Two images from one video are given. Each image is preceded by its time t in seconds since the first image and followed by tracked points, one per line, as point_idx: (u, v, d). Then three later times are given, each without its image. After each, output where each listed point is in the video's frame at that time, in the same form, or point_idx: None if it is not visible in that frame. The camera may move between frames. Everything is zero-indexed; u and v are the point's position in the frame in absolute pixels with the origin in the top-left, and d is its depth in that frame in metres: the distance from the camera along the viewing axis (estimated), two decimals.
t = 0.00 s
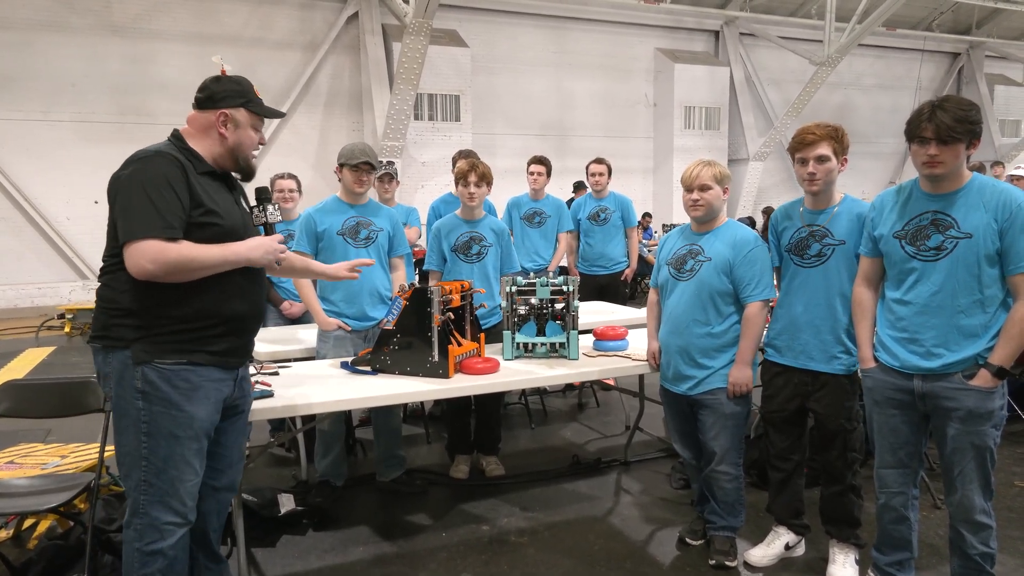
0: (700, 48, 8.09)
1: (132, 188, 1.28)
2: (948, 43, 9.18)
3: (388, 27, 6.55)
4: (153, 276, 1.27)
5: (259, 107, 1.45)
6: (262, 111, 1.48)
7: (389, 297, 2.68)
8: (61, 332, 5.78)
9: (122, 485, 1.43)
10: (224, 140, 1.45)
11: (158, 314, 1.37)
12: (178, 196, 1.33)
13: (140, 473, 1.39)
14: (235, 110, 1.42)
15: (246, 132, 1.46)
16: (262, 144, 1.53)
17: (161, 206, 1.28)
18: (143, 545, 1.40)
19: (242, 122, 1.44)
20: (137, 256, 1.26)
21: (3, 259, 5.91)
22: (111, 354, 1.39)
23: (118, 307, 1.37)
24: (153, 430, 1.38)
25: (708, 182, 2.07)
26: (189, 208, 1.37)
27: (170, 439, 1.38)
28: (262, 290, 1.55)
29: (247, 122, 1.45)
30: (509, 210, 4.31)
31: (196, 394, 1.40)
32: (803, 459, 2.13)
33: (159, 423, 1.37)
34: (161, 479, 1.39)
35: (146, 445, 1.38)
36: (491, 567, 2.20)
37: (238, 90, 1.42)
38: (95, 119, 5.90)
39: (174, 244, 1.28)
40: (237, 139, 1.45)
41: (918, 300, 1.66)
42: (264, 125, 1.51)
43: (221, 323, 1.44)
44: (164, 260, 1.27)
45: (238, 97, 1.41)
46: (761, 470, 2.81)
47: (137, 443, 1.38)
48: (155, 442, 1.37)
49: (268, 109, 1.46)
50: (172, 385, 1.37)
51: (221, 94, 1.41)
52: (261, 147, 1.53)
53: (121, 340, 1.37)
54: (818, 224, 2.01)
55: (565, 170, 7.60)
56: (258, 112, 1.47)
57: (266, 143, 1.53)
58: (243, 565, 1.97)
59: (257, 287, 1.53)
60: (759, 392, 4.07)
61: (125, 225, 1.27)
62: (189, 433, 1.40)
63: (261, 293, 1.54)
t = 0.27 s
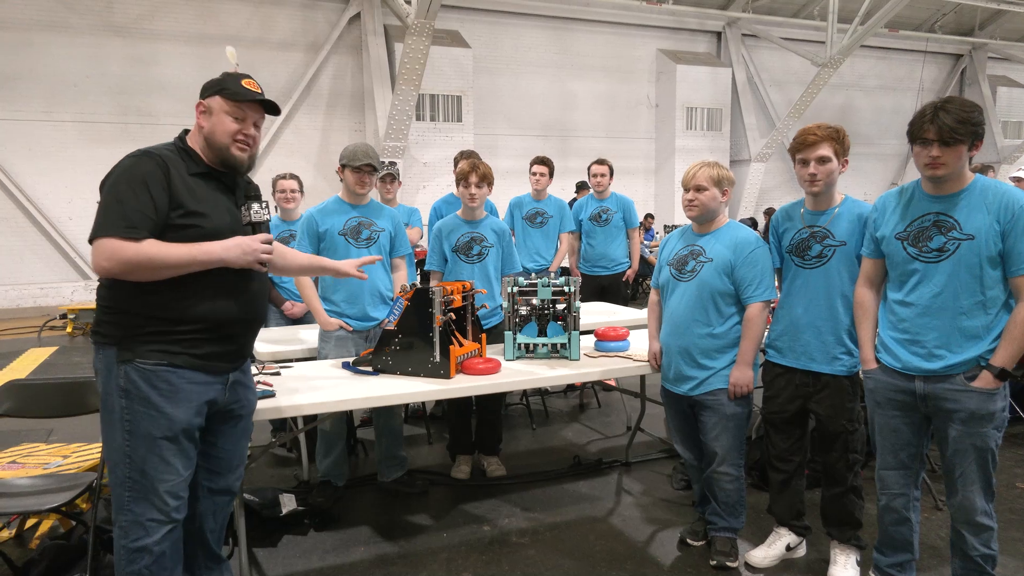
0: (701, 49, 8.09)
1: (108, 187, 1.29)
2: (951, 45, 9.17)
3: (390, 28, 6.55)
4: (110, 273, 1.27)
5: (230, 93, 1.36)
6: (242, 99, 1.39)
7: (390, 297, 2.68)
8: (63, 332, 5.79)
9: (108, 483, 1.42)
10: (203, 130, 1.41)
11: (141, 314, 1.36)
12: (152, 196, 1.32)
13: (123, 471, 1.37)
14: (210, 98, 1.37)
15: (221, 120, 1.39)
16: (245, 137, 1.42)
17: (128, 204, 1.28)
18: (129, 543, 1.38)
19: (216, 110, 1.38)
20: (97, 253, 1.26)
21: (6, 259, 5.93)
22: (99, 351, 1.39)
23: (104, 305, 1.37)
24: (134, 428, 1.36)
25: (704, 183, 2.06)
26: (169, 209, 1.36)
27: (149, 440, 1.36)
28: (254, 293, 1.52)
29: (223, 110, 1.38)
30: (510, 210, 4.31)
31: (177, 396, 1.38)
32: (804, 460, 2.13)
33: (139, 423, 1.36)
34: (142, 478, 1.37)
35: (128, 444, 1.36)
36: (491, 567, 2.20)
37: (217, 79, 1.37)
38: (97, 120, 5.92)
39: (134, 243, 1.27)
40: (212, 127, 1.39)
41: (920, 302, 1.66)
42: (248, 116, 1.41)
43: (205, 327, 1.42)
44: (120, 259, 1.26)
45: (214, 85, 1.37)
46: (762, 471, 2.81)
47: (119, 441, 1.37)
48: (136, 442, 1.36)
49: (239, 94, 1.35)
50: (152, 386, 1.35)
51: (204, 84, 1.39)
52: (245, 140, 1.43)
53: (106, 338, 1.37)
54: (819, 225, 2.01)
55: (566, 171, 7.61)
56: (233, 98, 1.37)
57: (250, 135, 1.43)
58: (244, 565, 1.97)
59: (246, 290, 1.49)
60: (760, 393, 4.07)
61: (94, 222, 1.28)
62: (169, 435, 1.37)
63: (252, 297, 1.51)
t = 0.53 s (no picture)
0: (699, 49, 8.09)
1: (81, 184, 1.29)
2: (948, 46, 9.19)
3: (388, 28, 6.55)
4: (72, 271, 1.26)
5: (206, 83, 1.35)
6: (218, 89, 1.37)
7: (387, 297, 2.68)
8: (60, 332, 5.78)
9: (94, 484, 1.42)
10: (186, 125, 1.41)
11: (117, 314, 1.35)
12: (119, 193, 1.29)
13: (104, 471, 1.37)
14: (190, 93, 1.38)
15: (199, 112, 1.38)
16: (221, 128, 1.39)
17: (91, 202, 1.26)
18: (112, 543, 1.37)
19: (195, 102, 1.37)
20: (60, 251, 1.26)
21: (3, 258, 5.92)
22: (84, 350, 1.40)
23: (88, 305, 1.38)
24: (112, 429, 1.35)
25: (703, 183, 2.07)
26: (140, 207, 1.34)
27: (125, 442, 1.34)
28: (233, 296, 1.46)
29: (201, 102, 1.37)
30: (508, 211, 4.31)
31: (152, 400, 1.36)
32: (801, 461, 2.13)
33: (117, 424, 1.35)
34: (122, 479, 1.36)
35: (109, 445, 1.35)
36: (488, 567, 2.20)
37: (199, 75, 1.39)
38: (94, 119, 5.90)
39: (92, 240, 1.25)
40: (191, 120, 1.38)
41: (916, 302, 1.66)
42: (224, 106, 1.38)
43: (182, 330, 1.39)
44: (79, 255, 1.24)
45: (195, 80, 1.38)
46: (759, 471, 2.81)
47: (100, 441, 1.37)
48: (115, 443, 1.35)
49: (213, 82, 1.34)
50: (127, 388, 1.34)
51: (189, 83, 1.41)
52: (222, 132, 1.39)
53: (87, 337, 1.38)
54: (816, 225, 2.01)
55: (564, 171, 7.61)
56: (211, 89, 1.37)
57: (228, 125, 1.39)
58: (241, 566, 1.97)
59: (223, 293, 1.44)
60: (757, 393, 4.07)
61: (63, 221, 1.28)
62: (145, 438, 1.35)
63: (230, 301, 1.46)
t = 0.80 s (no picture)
0: (696, 50, 8.10)
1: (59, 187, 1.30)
2: (944, 46, 9.21)
3: (385, 28, 6.54)
4: (47, 275, 1.25)
5: (183, 77, 1.35)
6: (196, 83, 1.37)
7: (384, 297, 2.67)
8: (56, 332, 5.76)
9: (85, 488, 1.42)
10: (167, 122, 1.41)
11: (100, 319, 1.35)
12: (94, 196, 1.29)
13: (93, 475, 1.37)
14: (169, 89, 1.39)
15: (179, 107, 1.38)
16: (202, 122, 1.38)
17: (64, 205, 1.26)
18: (104, 547, 1.37)
19: (174, 98, 1.38)
20: (35, 254, 1.26)
21: None
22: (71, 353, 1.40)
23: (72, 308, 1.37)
24: (99, 434, 1.35)
25: (702, 183, 2.07)
26: (116, 209, 1.33)
27: (111, 447, 1.34)
28: (216, 299, 1.44)
29: (180, 97, 1.38)
30: (505, 211, 4.31)
31: (136, 404, 1.36)
32: (799, 461, 2.13)
33: (103, 430, 1.35)
34: (110, 483, 1.36)
35: (97, 449, 1.35)
36: (485, 567, 2.20)
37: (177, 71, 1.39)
38: (91, 119, 5.89)
39: (65, 244, 1.24)
40: (172, 116, 1.39)
41: (912, 302, 1.66)
42: (203, 100, 1.38)
43: (164, 335, 1.38)
44: (51, 260, 1.24)
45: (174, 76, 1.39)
46: (756, 471, 2.82)
47: (88, 445, 1.37)
48: (103, 448, 1.35)
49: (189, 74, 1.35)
50: (112, 393, 1.34)
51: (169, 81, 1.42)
52: (203, 126, 1.39)
53: (72, 341, 1.38)
54: (814, 225, 2.01)
55: (562, 171, 7.61)
56: (189, 83, 1.37)
57: (208, 119, 1.39)
58: (237, 566, 1.96)
59: (203, 296, 1.42)
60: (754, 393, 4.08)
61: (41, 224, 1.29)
62: (132, 443, 1.35)
63: (213, 304, 1.44)
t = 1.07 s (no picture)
0: (695, 48, 8.09)
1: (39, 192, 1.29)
2: (943, 44, 9.21)
3: (384, 27, 6.53)
4: (31, 282, 1.24)
5: (157, 70, 1.35)
6: (170, 75, 1.36)
7: (384, 296, 2.67)
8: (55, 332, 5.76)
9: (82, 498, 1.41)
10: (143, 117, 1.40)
11: (91, 324, 1.34)
12: (73, 197, 1.28)
13: (90, 483, 1.36)
14: (143, 82, 1.38)
15: (154, 102, 1.37)
16: (178, 116, 1.38)
17: (43, 210, 1.25)
18: (105, 555, 1.36)
19: (149, 92, 1.37)
20: (17, 262, 1.25)
21: None
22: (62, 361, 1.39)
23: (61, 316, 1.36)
24: (96, 443, 1.34)
25: (705, 182, 2.07)
26: (98, 210, 1.32)
27: (110, 454, 1.34)
28: (207, 299, 1.44)
29: (155, 91, 1.37)
30: (504, 209, 4.30)
31: (134, 411, 1.35)
32: (801, 461, 2.13)
33: (100, 438, 1.34)
34: (109, 492, 1.35)
35: (93, 458, 1.35)
36: (485, 566, 2.20)
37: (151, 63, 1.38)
38: (89, 118, 5.88)
39: (48, 249, 1.24)
40: (147, 110, 1.38)
41: (912, 300, 1.66)
42: (179, 92, 1.37)
43: (157, 339, 1.38)
44: (37, 266, 1.23)
45: (147, 68, 1.37)
46: (756, 469, 2.82)
47: (85, 454, 1.36)
48: (100, 456, 1.34)
49: (163, 68, 1.34)
50: (108, 401, 1.33)
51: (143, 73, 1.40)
52: (179, 120, 1.38)
53: (64, 348, 1.37)
54: (818, 224, 2.01)
55: (561, 170, 7.61)
56: (162, 76, 1.36)
57: (184, 113, 1.39)
58: (237, 565, 1.96)
59: (192, 296, 1.42)
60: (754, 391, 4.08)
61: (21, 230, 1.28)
62: (132, 449, 1.35)
63: (204, 304, 1.44)
